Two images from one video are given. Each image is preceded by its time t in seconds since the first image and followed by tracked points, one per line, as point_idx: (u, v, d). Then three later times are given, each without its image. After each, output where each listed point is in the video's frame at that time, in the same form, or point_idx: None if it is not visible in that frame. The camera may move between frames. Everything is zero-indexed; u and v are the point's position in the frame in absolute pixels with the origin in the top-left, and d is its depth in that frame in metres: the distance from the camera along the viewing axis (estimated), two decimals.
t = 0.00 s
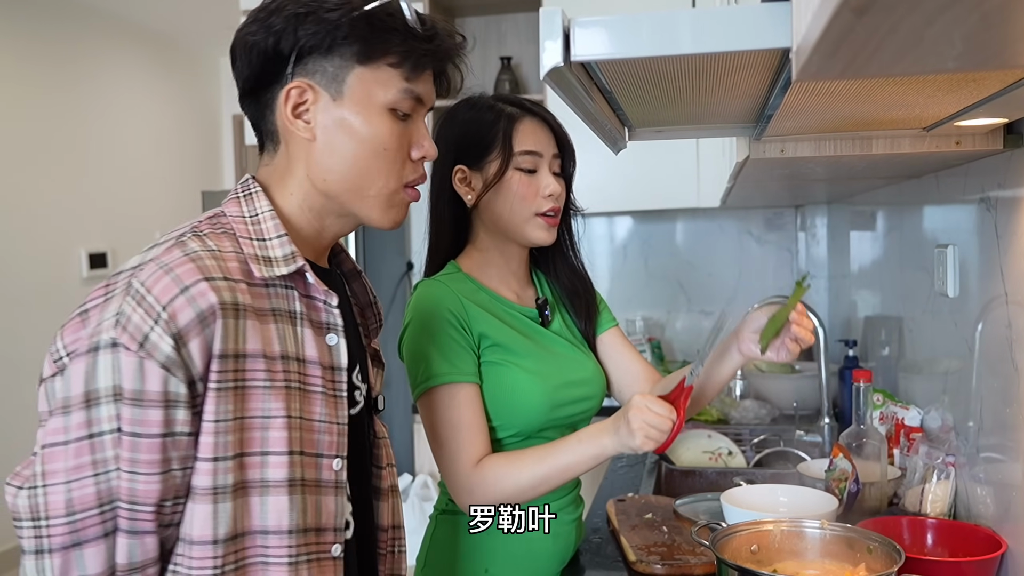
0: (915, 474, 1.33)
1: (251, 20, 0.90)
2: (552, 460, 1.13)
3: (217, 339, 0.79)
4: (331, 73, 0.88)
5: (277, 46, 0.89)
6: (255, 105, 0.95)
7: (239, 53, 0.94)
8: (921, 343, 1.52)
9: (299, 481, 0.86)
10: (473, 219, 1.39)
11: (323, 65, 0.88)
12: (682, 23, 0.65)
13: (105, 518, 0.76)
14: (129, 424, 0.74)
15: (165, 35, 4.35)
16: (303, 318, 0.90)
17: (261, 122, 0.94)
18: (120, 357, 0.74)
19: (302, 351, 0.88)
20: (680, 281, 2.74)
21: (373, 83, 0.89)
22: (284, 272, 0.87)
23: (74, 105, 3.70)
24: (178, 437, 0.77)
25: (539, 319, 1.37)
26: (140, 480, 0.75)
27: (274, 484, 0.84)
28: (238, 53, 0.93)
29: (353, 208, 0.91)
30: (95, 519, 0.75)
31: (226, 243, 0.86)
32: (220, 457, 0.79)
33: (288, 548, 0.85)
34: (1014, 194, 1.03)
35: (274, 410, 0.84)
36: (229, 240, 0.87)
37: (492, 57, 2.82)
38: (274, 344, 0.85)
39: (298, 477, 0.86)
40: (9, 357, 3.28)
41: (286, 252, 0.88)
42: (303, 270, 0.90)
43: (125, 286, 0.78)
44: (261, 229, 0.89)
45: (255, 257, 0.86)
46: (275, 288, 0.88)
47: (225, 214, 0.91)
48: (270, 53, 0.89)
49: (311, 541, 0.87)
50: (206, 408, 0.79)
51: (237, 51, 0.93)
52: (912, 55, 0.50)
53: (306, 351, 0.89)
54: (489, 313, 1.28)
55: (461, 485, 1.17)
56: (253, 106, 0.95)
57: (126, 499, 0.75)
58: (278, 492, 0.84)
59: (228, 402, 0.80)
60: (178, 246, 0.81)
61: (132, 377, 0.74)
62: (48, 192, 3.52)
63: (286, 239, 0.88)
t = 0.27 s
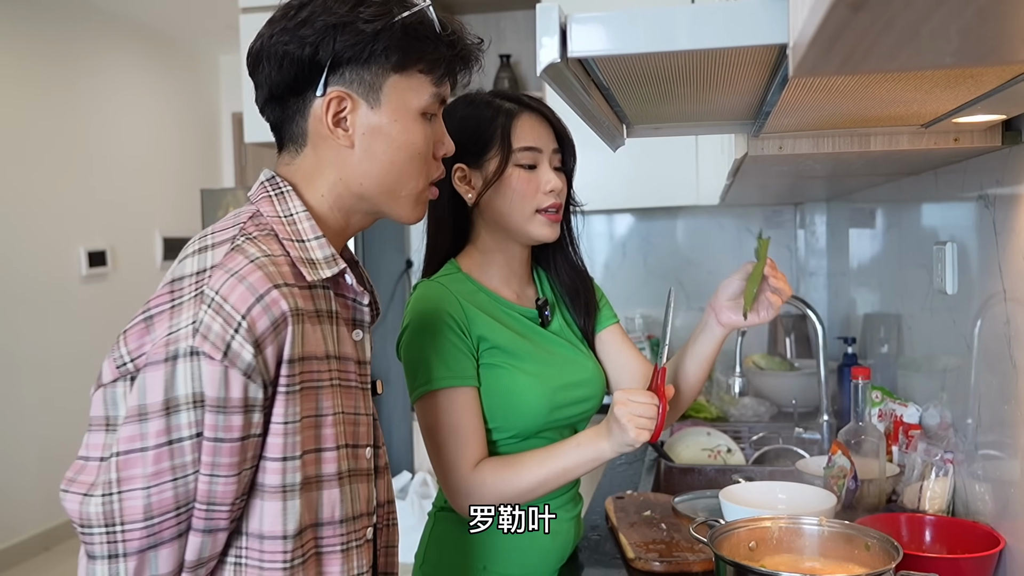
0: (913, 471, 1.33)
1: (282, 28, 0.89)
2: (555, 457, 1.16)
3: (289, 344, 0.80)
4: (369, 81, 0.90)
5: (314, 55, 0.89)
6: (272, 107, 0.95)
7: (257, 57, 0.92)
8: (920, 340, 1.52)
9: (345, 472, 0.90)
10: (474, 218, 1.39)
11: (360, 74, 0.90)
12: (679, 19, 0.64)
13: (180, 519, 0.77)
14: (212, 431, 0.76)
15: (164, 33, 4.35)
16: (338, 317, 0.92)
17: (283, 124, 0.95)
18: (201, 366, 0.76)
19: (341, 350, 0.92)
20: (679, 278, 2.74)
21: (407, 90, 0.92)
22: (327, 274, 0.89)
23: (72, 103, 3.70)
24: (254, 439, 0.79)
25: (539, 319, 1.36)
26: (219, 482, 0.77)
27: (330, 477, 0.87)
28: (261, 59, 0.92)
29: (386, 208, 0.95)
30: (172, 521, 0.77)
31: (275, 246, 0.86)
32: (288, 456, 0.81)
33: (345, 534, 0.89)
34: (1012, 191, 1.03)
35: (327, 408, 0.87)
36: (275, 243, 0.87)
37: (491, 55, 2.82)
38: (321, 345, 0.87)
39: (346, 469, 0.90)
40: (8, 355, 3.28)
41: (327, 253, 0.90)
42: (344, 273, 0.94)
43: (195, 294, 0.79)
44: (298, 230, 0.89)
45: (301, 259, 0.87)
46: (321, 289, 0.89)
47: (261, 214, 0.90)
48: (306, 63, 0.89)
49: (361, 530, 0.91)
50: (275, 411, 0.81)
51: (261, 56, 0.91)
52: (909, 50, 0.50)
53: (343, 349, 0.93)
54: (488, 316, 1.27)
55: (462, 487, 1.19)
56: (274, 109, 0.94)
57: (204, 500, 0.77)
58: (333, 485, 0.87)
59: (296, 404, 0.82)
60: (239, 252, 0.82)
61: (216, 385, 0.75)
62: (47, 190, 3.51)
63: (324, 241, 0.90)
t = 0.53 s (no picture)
0: (910, 467, 1.33)
1: (294, 36, 0.89)
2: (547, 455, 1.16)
3: (319, 336, 0.82)
4: (380, 87, 0.92)
5: (328, 62, 0.89)
6: (280, 111, 0.95)
7: (268, 62, 0.92)
8: (917, 336, 1.52)
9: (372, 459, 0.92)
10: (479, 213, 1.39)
11: (372, 80, 0.92)
12: (675, 15, 0.64)
13: (220, 511, 0.79)
14: (252, 422, 0.77)
15: (160, 29, 4.33)
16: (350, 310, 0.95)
17: (291, 127, 0.95)
18: (239, 360, 0.77)
19: (356, 342, 0.94)
20: (677, 275, 2.74)
21: (414, 93, 0.95)
22: (342, 269, 0.92)
23: (69, 100, 3.69)
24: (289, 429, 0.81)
25: (539, 319, 1.36)
26: (258, 472, 0.79)
27: (361, 463, 0.89)
28: (272, 66, 0.91)
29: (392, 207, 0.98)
30: (212, 512, 0.78)
31: (294, 243, 0.87)
32: (323, 445, 0.83)
33: (377, 517, 0.91)
34: (1009, 187, 1.03)
35: (354, 398, 0.89)
36: (292, 240, 0.88)
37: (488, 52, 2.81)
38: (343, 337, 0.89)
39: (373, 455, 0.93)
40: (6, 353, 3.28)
41: (340, 249, 0.92)
42: (357, 268, 0.96)
43: (226, 292, 0.80)
44: (311, 227, 0.90)
45: (318, 255, 0.89)
46: (336, 284, 0.92)
47: (275, 213, 0.90)
48: (320, 70, 0.90)
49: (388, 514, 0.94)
50: (308, 402, 0.83)
51: (271, 62, 0.91)
52: (905, 46, 0.50)
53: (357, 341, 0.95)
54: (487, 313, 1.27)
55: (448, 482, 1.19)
56: (282, 112, 0.94)
57: (243, 491, 0.79)
58: (364, 471, 0.90)
59: (326, 395, 0.84)
60: (263, 250, 0.83)
61: (254, 379, 0.77)
62: (44, 188, 3.51)
63: (337, 237, 0.91)
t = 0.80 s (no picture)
0: (909, 467, 1.33)
1: (308, 49, 0.90)
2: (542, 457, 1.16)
3: (331, 338, 0.83)
4: (394, 100, 0.93)
5: (343, 75, 0.90)
6: (295, 122, 0.96)
7: (284, 73, 0.93)
8: (916, 336, 1.52)
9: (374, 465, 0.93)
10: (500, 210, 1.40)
11: (385, 93, 0.92)
12: (672, 16, 0.64)
13: (233, 509, 0.79)
14: (266, 420, 0.77)
15: (159, 29, 4.33)
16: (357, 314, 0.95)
17: (307, 137, 0.96)
18: (255, 359, 0.77)
19: (364, 347, 0.94)
20: (676, 275, 2.74)
21: (427, 107, 0.95)
22: (353, 274, 0.92)
23: (68, 100, 3.69)
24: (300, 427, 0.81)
25: (544, 322, 1.36)
26: (271, 470, 0.79)
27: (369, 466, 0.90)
28: (288, 78, 0.93)
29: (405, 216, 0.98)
30: (226, 510, 0.78)
31: (307, 246, 0.88)
32: (333, 445, 0.84)
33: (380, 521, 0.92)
34: (1008, 187, 1.03)
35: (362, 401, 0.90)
36: (305, 243, 0.88)
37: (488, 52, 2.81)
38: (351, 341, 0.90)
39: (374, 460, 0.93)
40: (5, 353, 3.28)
41: (352, 255, 0.92)
42: (367, 274, 0.96)
43: (242, 291, 0.80)
44: (323, 232, 0.91)
45: (331, 259, 0.89)
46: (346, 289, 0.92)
47: (288, 216, 0.90)
48: (335, 82, 0.91)
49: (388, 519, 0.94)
50: (319, 402, 0.83)
51: (286, 74, 0.92)
52: (902, 48, 0.50)
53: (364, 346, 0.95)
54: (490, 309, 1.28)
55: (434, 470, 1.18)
56: (298, 122, 0.95)
57: (256, 489, 0.79)
58: (370, 475, 0.90)
59: (337, 396, 0.84)
60: (278, 251, 0.83)
61: (269, 377, 0.77)
62: (43, 188, 3.51)
63: (348, 243, 0.92)
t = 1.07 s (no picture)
0: (901, 467, 1.33)
1: (342, 62, 0.90)
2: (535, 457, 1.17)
3: (332, 351, 0.83)
4: (421, 122, 0.92)
5: (373, 92, 0.90)
6: (321, 131, 0.95)
7: (314, 82, 0.92)
8: (909, 336, 1.53)
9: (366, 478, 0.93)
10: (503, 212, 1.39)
11: (414, 113, 0.92)
12: (665, 16, 0.64)
13: (222, 515, 0.79)
14: (261, 429, 0.77)
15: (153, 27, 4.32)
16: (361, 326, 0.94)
17: (330, 147, 0.95)
18: (253, 367, 0.77)
19: (364, 360, 0.94)
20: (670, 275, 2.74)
21: (454, 130, 0.95)
22: (360, 286, 0.92)
23: (61, 99, 3.67)
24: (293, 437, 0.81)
25: (543, 325, 1.36)
26: (263, 479, 0.78)
27: (359, 481, 0.90)
28: (318, 87, 0.92)
29: (419, 235, 0.98)
30: (214, 515, 0.78)
31: (316, 255, 0.88)
32: (325, 458, 0.84)
33: (367, 537, 0.91)
34: (999, 187, 1.03)
35: (357, 416, 0.90)
36: (315, 251, 0.88)
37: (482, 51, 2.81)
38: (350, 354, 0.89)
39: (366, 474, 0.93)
40: None
41: (360, 266, 0.92)
42: (374, 287, 0.96)
43: (246, 297, 0.80)
44: (335, 240, 0.91)
45: (339, 270, 0.89)
46: (352, 300, 0.91)
47: (301, 221, 0.90)
48: (363, 98, 0.90)
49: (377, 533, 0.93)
50: (315, 413, 0.83)
51: (316, 84, 0.92)
52: (892, 49, 0.50)
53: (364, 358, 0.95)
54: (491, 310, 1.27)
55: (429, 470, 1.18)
56: (322, 132, 0.95)
57: (247, 496, 0.79)
58: (360, 489, 0.90)
59: (334, 409, 0.84)
60: (286, 258, 0.83)
61: (267, 386, 0.77)
62: (36, 186, 3.49)
63: (359, 254, 0.92)
